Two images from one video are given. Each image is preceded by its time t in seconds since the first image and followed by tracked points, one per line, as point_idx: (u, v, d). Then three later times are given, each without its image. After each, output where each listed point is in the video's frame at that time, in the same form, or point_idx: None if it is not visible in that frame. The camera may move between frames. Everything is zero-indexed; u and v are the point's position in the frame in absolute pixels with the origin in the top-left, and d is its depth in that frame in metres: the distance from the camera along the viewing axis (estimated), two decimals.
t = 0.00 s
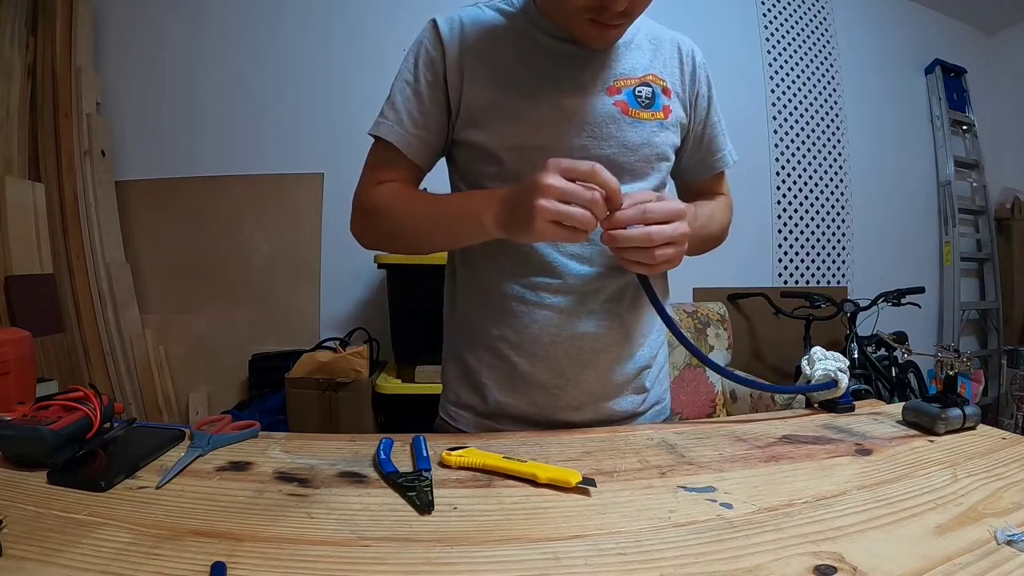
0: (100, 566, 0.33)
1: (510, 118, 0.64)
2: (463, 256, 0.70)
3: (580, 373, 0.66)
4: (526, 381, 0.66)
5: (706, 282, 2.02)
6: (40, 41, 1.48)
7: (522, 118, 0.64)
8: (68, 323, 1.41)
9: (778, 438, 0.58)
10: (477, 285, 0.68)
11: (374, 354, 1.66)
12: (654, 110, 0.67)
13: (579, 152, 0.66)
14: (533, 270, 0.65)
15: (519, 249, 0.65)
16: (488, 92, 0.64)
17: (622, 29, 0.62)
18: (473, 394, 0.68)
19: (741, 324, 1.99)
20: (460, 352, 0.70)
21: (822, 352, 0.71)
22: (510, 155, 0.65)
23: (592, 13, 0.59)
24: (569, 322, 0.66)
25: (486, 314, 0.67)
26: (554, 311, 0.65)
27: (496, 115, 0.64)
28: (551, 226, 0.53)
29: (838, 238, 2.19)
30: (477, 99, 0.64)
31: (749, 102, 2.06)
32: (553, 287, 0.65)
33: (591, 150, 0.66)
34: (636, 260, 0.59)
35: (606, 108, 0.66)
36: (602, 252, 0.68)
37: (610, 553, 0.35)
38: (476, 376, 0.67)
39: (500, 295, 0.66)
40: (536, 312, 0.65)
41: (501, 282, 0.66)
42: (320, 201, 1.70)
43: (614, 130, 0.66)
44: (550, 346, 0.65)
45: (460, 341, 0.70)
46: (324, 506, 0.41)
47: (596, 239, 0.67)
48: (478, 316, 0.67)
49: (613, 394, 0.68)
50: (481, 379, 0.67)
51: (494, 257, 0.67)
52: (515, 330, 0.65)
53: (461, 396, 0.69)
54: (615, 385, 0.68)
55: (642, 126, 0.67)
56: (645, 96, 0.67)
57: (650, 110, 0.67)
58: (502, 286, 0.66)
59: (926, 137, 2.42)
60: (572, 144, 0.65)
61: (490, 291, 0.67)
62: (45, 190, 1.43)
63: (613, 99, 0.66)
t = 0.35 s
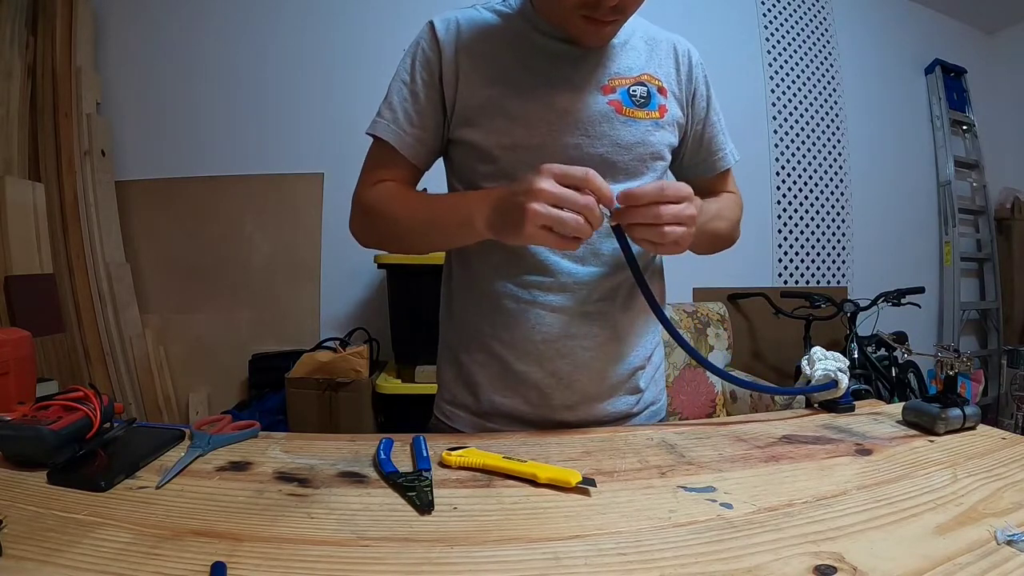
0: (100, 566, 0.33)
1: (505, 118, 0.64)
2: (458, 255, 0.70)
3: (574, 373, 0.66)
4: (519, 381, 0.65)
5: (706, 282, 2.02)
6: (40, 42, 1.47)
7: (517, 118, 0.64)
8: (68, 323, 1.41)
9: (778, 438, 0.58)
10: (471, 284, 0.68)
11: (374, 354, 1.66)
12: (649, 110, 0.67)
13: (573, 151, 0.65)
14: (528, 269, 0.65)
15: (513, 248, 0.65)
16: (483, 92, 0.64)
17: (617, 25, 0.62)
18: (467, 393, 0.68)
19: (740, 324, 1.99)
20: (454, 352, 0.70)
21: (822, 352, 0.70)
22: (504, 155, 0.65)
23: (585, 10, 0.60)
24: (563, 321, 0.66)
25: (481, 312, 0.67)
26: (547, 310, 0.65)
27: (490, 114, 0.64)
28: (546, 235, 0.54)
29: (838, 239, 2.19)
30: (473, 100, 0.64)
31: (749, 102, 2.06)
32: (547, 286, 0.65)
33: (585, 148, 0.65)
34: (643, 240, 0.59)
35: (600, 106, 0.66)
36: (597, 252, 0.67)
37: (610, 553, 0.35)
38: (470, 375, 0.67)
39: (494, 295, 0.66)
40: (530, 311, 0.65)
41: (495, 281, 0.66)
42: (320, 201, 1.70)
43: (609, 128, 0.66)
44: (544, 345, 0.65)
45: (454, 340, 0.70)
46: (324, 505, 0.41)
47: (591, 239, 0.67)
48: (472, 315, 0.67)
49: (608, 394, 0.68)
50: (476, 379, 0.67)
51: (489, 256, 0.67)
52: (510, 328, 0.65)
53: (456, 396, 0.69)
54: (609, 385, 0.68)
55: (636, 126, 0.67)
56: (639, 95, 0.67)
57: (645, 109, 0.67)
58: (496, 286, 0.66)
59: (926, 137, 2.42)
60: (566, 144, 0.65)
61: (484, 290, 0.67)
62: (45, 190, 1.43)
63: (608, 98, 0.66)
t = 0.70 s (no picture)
0: (100, 566, 0.33)
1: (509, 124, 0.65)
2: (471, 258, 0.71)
3: (582, 373, 0.66)
4: (528, 381, 0.66)
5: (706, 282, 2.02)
6: (40, 42, 1.47)
7: (521, 123, 0.64)
8: (68, 322, 1.41)
9: (778, 438, 0.58)
10: (483, 287, 0.69)
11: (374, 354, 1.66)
12: (656, 111, 0.67)
13: (578, 155, 0.65)
14: (536, 271, 0.65)
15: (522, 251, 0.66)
16: (489, 99, 0.64)
17: (617, 26, 0.62)
18: (481, 393, 0.69)
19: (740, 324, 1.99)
20: (468, 352, 0.71)
21: (822, 352, 0.70)
22: (510, 161, 0.65)
23: (585, 10, 0.59)
24: (570, 322, 0.66)
25: (492, 314, 0.68)
26: (554, 311, 0.65)
27: (495, 120, 0.65)
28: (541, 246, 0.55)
29: (838, 239, 2.19)
30: (480, 106, 0.64)
31: (749, 102, 2.06)
32: (555, 288, 0.65)
33: (590, 152, 0.65)
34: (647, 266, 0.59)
35: (606, 109, 0.65)
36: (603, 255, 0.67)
37: (610, 553, 0.35)
38: (483, 375, 0.68)
39: (502, 296, 0.67)
40: (537, 312, 0.65)
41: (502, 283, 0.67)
42: (320, 201, 1.70)
43: (615, 130, 0.65)
44: (553, 348, 0.65)
45: (468, 340, 0.71)
46: (324, 505, 0.41)
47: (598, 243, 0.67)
48: (484, 315, 0.68)
49: (618, 395, 0.67)
50: (486, 378, 0.68)
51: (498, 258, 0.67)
52: (520, 330, 0.66)
53: (468, 394, 0.70)
54: (619, 386, 0.67)
55: (644, 127, 0.66)
56: (646, 97, 0.67)
57: (652, 111, 0.67)
58: (503, 288, 0.67)
59: (926, 137, 2.42)
60: (570, 147, 0.65)
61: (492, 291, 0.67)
62: (45, 191, 1.43)
63: (614, 100, 0.66)
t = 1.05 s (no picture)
0: (100, 566, 0.33)
1: (517, 129, 0.65)
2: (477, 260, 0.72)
3: (587, 374, 0.66)
4: (533, 383, 0.66)
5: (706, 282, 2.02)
6: (40, 42, 1.47)
7: (529, 129, 0.65)
8: (68, 322, 1.41)
9: (778, 438, 0.58)
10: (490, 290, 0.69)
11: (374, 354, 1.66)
12: (665, 120, 0.67)
13: (585, 162, 0.65)
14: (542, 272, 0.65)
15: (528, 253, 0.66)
16: (497, 104, 0.64)
17: (631, 34, 0.62)
18: (487, 394, 0.69)
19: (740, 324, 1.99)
20: (474, 353, 0.71)
21: (822, 352, 0.70)
22: (516, 167, 0.66)
23: (598, 20, 0.59)
24: (575, 325, 0.66)
25: (499, 315, 0.68)
26: (559, 314, 0.65)
27: (503, 125, 0.65)
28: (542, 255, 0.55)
29: (838, 239, 2.19)
30: (489, 112, 0.65)
31: (749, 103, 2.06)
32: (560, 292, 0.65)
33: (599, 160, 0.65)
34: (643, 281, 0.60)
35: (615, 116, 0.66)
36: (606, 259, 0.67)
37: (610, 553, 0.35)
38: (490, 375, 0.68)
39: (507, 300, 0.67)
40: (543, 315, 0.65)
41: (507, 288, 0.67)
42: (320, 201, 1.70)
43: (624, 140, 0.66)
44: (559, 350, 0.65)
45: (474, 341, 0.72)
46: (324, 506, 0.41)
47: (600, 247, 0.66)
48: (491, 316, 0.69)
49: (624, 395, 0.67)
50: (492, 379, 0.68)
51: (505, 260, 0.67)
52: (526, 331, 0.66)
53: (474, 395, 0.70)
54: (625, 386, 0.67)
55: (651, 136, 0.66)
56: (656, 106, 0.67)
57: (662, 120, 0.67)
58: (508, 292, 0.67)
59: (926, 137, 2.42)
60: (577, 154, 0.65)
61: (498, 296, 0.68)
62: (45, 190, 1.43)
63: (623, 108, 0.66)
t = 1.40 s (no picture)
0: (100, 566, 0.33)
1: (519, 127, 0.65)
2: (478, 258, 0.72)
3: (584, 374, 0.66)
4: (529, 382, 0.66)
5: (706, 283, 2.02)
6: (40, 42, 1.47)
7: (531, 127, 0.64)
8: (68, 322, 1.41)
9: (778, 438, 0.58)
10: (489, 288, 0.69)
11: (374, 354, 1.66)
12: (669, 119, 0.67)
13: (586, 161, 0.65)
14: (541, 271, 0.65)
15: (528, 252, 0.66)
16: (500, 102, 0.64)
17: (617, 29, 0.62)
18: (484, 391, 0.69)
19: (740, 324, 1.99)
20: (471, 351, 0.72)
21: (822, 352, 0.70)
22: (517, 166, 0.66)
23: (580, 11, 0.60)
24: (572, 324, 0.66)
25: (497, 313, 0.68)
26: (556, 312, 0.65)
27: (506, 123, 0.65)
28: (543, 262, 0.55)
29: (838, 239, 2.19)
30: (491, 112, 0.65)
31: (749, 103, 2.06)
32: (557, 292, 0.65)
33: (600, 158, 0.66)
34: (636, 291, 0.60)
35: (618, 114, 0.65)
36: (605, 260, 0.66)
37: (609, 553, 0.35)
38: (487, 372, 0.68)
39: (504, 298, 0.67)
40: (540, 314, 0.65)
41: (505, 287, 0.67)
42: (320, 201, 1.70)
43: (626, 138, 0.66)
44: (556, 349, 0.65)
45: (472, 340, 0.72)
46: (324, 505, 0.41)
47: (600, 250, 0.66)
48: (489, 315, 0.69)
49: (621, 396, 0.67)
50: (489, 377, 0.68)
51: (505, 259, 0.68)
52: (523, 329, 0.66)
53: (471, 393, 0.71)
54: (623, 387, 0.67)
55: (654, 134, 0.66)
56: (659, 104, 0.67)
57: (665, 119, 0.67)
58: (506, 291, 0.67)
59: (926, 137, 2.42)
60: (578, 153, 0.65)
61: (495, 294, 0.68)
62: (45, 190, 1.43)
63: (626, 105, 0.66)
